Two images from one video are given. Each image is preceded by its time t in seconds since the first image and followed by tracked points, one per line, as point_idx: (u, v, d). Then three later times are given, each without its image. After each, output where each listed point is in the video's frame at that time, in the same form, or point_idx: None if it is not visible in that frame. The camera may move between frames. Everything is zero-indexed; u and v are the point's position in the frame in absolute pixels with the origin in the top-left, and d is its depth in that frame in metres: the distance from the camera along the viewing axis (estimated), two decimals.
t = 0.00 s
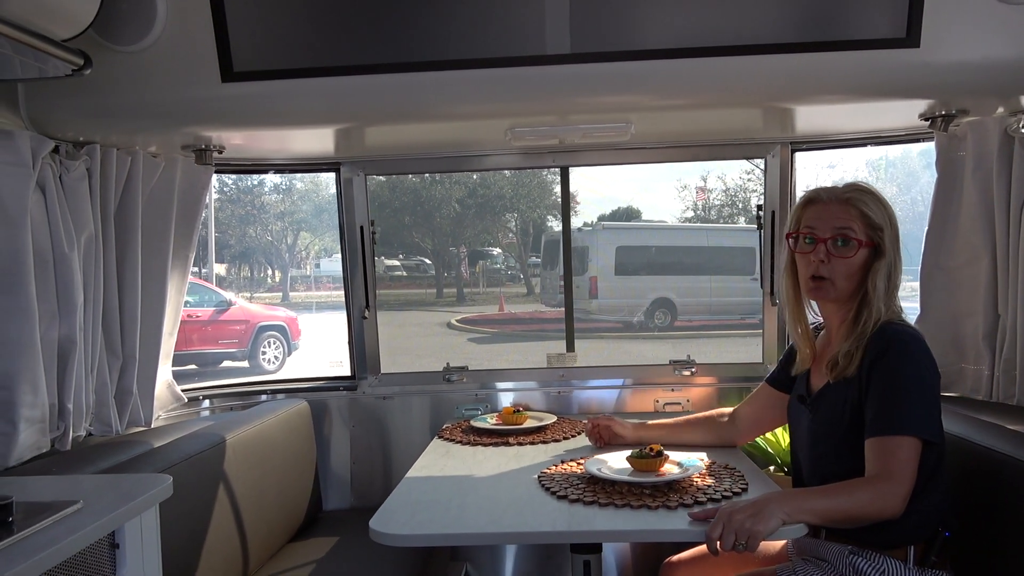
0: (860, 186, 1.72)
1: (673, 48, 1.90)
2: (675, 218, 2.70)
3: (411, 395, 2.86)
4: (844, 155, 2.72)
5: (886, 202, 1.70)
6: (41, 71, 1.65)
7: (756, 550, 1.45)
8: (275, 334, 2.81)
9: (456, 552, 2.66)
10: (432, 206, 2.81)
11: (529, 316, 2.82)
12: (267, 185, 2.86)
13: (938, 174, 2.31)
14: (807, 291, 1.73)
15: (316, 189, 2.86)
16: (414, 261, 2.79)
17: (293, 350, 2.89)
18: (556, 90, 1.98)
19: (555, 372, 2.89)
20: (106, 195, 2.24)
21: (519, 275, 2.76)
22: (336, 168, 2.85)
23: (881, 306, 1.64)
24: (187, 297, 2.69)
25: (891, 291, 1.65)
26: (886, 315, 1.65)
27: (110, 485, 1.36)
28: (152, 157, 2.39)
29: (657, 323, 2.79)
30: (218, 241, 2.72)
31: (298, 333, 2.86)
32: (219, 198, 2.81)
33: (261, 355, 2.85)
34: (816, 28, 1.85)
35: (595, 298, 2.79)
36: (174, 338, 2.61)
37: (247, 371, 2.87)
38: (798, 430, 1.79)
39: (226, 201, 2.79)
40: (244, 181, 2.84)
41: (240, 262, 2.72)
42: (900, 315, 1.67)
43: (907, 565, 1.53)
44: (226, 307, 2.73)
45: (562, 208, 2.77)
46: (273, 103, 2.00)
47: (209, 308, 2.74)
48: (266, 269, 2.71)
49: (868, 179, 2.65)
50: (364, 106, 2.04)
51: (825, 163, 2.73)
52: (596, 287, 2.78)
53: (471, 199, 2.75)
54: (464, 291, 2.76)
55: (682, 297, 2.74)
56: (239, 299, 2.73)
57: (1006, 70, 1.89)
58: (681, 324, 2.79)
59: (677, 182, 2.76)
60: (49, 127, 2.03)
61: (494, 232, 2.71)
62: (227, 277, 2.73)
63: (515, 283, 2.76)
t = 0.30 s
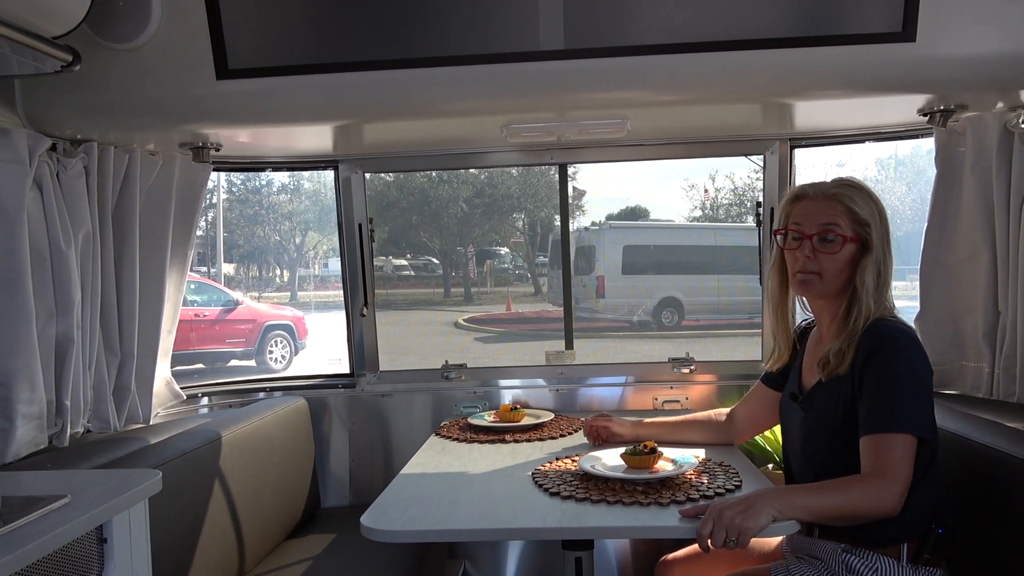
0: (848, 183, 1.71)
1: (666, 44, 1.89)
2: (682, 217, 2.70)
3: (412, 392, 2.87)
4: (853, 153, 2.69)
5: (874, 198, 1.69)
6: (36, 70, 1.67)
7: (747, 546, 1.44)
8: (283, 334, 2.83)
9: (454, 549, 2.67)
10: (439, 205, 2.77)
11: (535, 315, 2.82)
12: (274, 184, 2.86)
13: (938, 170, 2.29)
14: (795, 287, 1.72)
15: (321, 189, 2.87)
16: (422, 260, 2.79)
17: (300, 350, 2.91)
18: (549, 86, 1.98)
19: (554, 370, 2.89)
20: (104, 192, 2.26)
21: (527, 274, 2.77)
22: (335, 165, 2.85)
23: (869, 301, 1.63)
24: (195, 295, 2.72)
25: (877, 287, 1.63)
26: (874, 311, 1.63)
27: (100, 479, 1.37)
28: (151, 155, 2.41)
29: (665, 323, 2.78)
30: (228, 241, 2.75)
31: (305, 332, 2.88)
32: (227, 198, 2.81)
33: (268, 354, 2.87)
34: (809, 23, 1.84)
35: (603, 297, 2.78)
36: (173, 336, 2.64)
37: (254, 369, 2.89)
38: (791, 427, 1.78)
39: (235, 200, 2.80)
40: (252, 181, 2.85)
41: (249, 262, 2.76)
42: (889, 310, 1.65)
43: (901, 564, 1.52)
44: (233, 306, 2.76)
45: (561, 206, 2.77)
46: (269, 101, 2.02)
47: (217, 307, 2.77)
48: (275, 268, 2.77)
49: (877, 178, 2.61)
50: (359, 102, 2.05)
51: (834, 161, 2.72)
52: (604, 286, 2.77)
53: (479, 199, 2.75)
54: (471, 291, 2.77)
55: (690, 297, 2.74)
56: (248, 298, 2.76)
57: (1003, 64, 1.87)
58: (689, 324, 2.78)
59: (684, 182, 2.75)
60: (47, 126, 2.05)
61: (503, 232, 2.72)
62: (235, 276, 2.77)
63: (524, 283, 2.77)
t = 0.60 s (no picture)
0: (842, 182, 1.70)
1: (666, 44, 1.89)
2: (687, 217, 2.70)
3: (413, 391, 2.88)
4: (859, 154, 2.67)
5: (870, 198, 1.66)
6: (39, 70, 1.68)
7: (745, 543, 1.46)
8: (286, 332, 2.85)
9: (455, 547, 2.68)
10: (443, 205, 2.79)
11: (538, 314, 2.83)
12: (279, 184, 2.87)
13: (939, 169, 2.29)
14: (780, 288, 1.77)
15: (325, 189, 2.88)
16: (425, 259, 2.80)
17: (303, 348, 2.92)
18: (550, 86, 1.99)
19: (556, 369, 2.89)
20: (108, 191, 2.28)
21: (530, 274, 2.78)
22: (337, 165, 2.86)
23: (841, 304, 1.63)
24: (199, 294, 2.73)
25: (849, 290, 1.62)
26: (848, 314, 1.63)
27: (101, 476, 1.38)
28: (154, 154, 2.42)
29: (669, 322, 2.78)
30: (232, 240, 2.76)
31: (308, 331, 2.90)
32: (232, 197, 2.83)
33: (273, 354, 2.88)
34: (809, 23, 1.84)
35: (607, 297, 2.80)
36: (175, 335, 2.65)
37: (255, 369, 2.90)
38: (791, 429, 1.79)
39: (239, 200, 2.81)
40: (256, 180, 2.86)
41: (253, 261, 2.77)
42: (870, 312, 1.63)
43: (899, 566, 1.51)
44: (237, 305, 2.76)
45: (563, 205, 2.77)
46: (271, 101, 2.03)
47: (220, 307, 2.78)
48: (279, 267, 2.77)
49: (882, 178, 2.60)
50: (360, 102, 2.05)
51: (839, 161, 2.72)
52: (607, 286, 2.79)
53: (482, 199, 2.77)
54: (474, 290, 2.78)
55: (694, 297, 2.75)
56: (252, 297, 2.77)
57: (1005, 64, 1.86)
58: (693, 324, 2.78)
59: (688, 181, 2.75)
60: (50, 125, 2.07)
61: (507, 232, 2.74)
62: (240, 275, 2.77)
63: (528, 283, 2.78)
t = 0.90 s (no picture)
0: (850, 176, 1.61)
1: (670, 48, 1.90)
2: (686, 217, 2.71)
3: (416, 392, 2.89)
4: (856, 155, 2.70)
5: (877, 193, 1.54)
6: (47, 73, 1.69)
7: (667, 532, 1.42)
8: (286, 332, 2.84)
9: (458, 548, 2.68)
10: (441, 205, 2.80)
11: (540, 314, 2.83)
12: (278, 183, 2.89)
13: (941, 173, 2.30)
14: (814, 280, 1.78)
15: (325, 188, 2.88)
16: (425, 259, 2.80)
17: (301, 348, 2.90)
18: (555, 89, 2.00)
19: (558, 370, 2.90)
20: (113, 192, 2.28)
21: (529, 273, 2.78)
22: (341, 166, 2.87)
23: (834, 307, 1.58)
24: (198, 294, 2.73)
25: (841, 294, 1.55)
26: (842, 319, 1.57)
27: (110, 477, 1.39)
28: (159, 156, 2.43)
29: (668, 321, 2.80)
30: (231, 240, 2.75)
31: (307, 331, 2.88)
32: (231, 197, 2.83)
33: (272, 353, 2.86)
34: (813, 28, 1.85)
35: (605, 297, 2.81)
36: (179, 335, 2.65)
37: (254, 369, 2.89)
38: (807, 430, 1.79)
39: (238, 199, 2.81)
40: (255, 179, 2.87)
41: (252, 261, 2.76)
42: (870, 317, 1.53)
43: None
44: (237, 305, 2.77)
45: (565, 207, 2.78)
46: (276, 103, 2.03)
47: (220, 306, 2.78)
48: (279, 267, 2.76)
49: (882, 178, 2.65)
50: (365, 105, 2.06)
51: (838, 162, 2.73)
52: (605, 286, 2.80)
53: (481, 198, 2.78)
54: (473, 289, 2.79)
55: (690, 297, 2.76)
56: (250, 297, 2.77)
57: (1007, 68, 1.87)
58: (690, 324, 2.79)
59: (687, 181, 2.76)
60: (56, 127, 2.08)
61: (506, 232, 2.74)
62: (239, 274, 2.78)
63: (526, 282, 2.78)
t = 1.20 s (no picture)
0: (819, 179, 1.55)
1: (647, 47, 1.90)
2: (652, 217, 2.72)
3: (388, 393, 2.86)
4: (818, 155, 2.76)
5: (821, 196, 1.48)
6: (7, 64, 1.62)
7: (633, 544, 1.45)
8: (250, 332, 2.77)
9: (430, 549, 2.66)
10: (409, 204, 2.80)
11: (508, 313, 2.83)
12: (241, 181, 2.83)
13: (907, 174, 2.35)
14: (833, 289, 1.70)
15: (292, 186, 2.84)
16: (391, 258, 2.79)
17: (267, 348, 2.85)
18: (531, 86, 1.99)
19: (531, 369, 2.88)
20: (76, 189, 2.22)
21: (496, 273, 2.77)
22: (312, 164, 2.83)
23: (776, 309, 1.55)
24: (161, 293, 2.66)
25: (777, 298, 1.52)
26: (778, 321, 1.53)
27: (77, 483, 1.34)
28: (124, 152, 2.37)
29: (632, 321, 2.81)
30: (193, 238, 2.71)
31: (273, 330, 2.82)
32: (193, 194, 2.76)
33: (235, 353, 2.82)
34: (787, 29, 1.86)
35: (572, 296, 2.82)
36: (145, 336, 2.58)
37: (220, 370, 2.83)
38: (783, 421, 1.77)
39: (201, 197, 2.76)
40: (219, 177, 2.81)
41: (214, 260, 2.71)
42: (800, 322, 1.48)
43: None
44: (199, 304, 2.72)
45: (538, 206, 2.79)
46: (246, 97, 1.98)
47: (183, 305, 2.72)
48: (242, 266, 2.71)
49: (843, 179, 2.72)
50: (338, 101, 2.03)
51: (800, 162, 2.78)
52: (573, 285, 2.81)
53: (449, 197, 2.77)
54: (441, 289, 2.77)
55: (657, 296, 2.78)
56: (214, 296, 2.72)
57: (973, 70, 1.92)
58: (658, 322, 2.82)
59: (652, 182, 2.78)
60: (17, 120, 2.01)
61: (472, 231, 2.72)
62: (201, 273, 2.72)
63: (492, 281, 2.77)
